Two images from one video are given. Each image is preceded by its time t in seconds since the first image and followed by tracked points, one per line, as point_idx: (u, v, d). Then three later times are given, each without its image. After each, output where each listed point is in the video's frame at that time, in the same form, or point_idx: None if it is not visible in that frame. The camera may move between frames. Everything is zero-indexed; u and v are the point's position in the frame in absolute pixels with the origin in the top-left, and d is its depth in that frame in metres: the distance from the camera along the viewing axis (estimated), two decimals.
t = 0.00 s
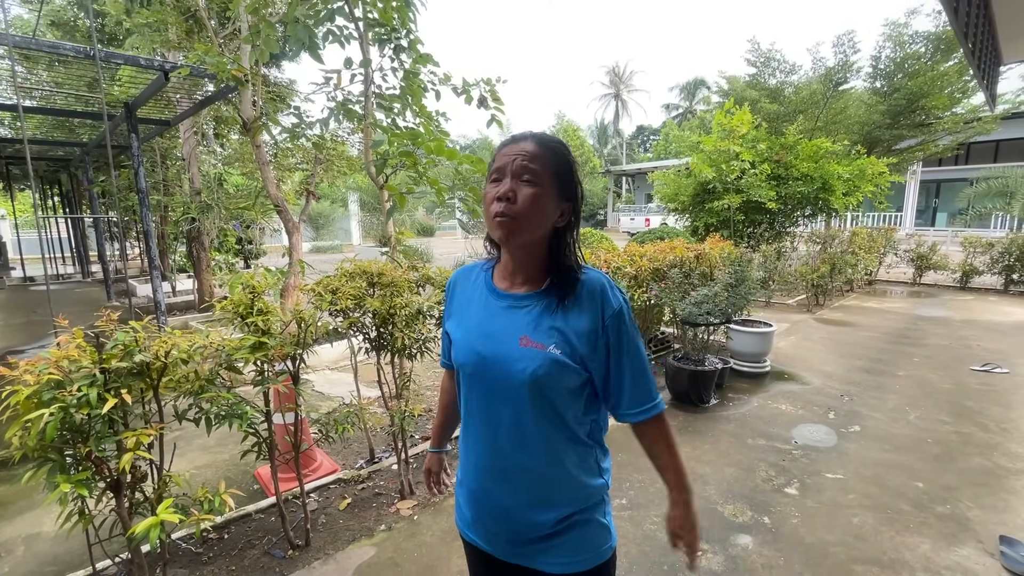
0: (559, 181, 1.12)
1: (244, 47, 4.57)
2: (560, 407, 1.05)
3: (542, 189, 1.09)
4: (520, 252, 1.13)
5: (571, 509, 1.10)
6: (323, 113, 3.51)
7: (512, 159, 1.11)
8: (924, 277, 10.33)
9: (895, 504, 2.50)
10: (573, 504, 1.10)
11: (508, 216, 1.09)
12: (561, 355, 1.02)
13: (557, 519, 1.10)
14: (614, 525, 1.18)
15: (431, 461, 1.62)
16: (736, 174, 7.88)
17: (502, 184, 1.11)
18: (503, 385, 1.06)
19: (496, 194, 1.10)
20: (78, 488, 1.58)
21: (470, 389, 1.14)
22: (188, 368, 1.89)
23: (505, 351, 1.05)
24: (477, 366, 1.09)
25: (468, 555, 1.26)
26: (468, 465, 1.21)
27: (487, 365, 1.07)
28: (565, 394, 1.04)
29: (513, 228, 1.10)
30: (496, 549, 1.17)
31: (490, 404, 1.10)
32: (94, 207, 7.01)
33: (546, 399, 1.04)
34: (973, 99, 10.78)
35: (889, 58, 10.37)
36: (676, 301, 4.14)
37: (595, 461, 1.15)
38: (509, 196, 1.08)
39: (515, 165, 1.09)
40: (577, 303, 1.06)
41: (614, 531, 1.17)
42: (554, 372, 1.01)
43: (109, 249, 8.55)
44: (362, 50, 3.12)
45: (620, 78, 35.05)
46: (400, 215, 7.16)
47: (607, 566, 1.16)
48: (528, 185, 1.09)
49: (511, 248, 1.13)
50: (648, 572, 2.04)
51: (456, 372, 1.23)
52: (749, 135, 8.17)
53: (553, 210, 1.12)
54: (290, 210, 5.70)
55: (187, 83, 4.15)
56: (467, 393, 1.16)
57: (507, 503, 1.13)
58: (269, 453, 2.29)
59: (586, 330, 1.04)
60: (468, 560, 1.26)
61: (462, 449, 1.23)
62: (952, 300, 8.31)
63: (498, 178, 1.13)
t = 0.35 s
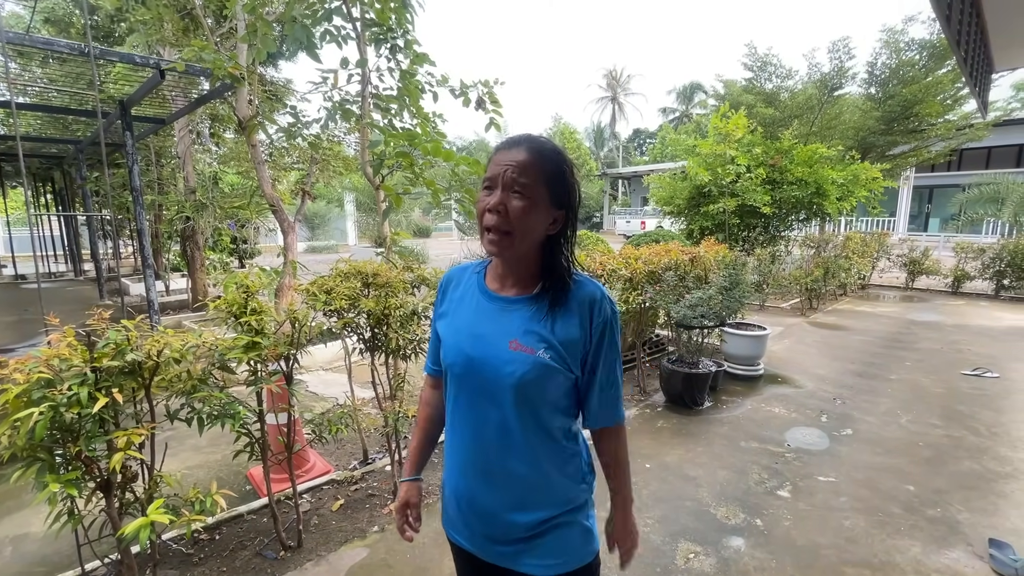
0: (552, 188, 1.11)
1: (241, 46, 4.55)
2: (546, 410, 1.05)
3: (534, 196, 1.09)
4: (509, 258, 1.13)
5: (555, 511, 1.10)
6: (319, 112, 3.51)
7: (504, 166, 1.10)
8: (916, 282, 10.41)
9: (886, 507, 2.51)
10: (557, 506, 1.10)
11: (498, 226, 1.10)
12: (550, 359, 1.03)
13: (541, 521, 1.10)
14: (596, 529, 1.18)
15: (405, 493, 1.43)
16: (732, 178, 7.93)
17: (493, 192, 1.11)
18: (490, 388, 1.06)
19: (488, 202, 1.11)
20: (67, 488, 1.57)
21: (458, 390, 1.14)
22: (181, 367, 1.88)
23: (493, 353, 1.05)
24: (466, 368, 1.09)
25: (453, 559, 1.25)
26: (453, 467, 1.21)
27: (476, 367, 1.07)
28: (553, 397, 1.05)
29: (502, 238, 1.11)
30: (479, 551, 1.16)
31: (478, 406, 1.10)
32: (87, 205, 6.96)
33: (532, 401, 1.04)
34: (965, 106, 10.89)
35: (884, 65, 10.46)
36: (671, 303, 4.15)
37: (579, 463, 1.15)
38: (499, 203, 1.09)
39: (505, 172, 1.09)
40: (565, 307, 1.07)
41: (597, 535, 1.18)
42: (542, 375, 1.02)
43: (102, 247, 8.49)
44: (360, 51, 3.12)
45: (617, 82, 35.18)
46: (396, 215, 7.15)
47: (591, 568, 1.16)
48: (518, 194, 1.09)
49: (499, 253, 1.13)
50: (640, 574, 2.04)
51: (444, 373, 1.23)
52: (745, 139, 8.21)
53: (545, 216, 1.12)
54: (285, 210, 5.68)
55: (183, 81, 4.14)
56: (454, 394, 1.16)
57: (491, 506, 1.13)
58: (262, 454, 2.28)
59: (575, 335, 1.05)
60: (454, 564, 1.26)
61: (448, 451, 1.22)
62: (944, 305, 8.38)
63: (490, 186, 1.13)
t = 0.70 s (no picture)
0: (544, 181, 1.11)
1: (240, 45, 4.55)
2: (546, 408, 1.04)
3: (529, 193, 1.09)
4: (507, 255, 1.13)
5: (555, 513, 1.09)
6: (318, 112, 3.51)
7: (495, 165, 1.09)
8: (910, 289, 10.48)
9: (879, 513, 2.52)
10: (557, 508, 1.09)
11: (492, 223, 1.10)
12: (550, 356, 1.02)
13: (540, 522, 1.09)
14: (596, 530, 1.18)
15: (402, 493, 1.45)
16: (729, 183, 7.97)
17: (486, 192, 1.10)
18: (491, 386, 1.06)
19: (483, 202, 1.10)
20: (56, 486, 1.55)
21: (457, 389, 1.13)
22: (174, 364, 1.87)
23: (493, 351, 1.05)
24: (466, 366, 1.09)
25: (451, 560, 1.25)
26: (452, 468, 1.20)
27: (476, 366, 1.07)
28: (553, 394, 1.04)
29: (497, 234, 1.11)
30: (477, 554, 1.16)
31: (478, 404, 1.10)
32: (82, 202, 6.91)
33: (533, 399, 1.03)
34: (960, 115, 10.99)
35: (880, 73, 10.55)
36: (667, 307, 4.16)
37: (579, 464, 1.14)
38: (494, 201, 1.08)
39: (497, 171, 1.08)
40: (566, 303, 1.05)
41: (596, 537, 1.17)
42: (542, 372, 1.01)
43: (97, 244, 8.45)
44: (359, 50, 3.11)
45: (616, 86, 35.34)
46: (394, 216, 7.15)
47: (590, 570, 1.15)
48: (511, 191, 1.08)
49: (497, 251, 1.13)
50: None
51: (444, 374, 1.23)
52: (742, 145, 8.26)
53: (541, 212, 1.11)
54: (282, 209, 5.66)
55: (181, 79, 4.12)
56: (454, 393, 1.16)
57: (490, 507, 1.12)
58: (254, 453, 2.26)
59: (576, 332, 1.03)
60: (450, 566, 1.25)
61: (447, 451, 1.22)
62: (938, 313, 8.43)
63: (483, 185, 1.12)
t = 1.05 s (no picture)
0: (535, 192, 1.10)
1: (236, 49, 4.53)
2: (534, 425, 1.02)
3: (519, 208, 1.07)
4: (500, 269, 1.11)
5: (539, 535, 1.07)
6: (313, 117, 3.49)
7: (484, 183, 1.08)
8: (901, 303, 10.56)
9: (871, 528, 2.51)
10: (542, 529, 1.07)
11: (489, 241, 1.08)
12: (540, 372, 0.99)
13: (523, 545, 1.06)
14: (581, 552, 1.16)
15: (410, 504, 1.43)
16: (722, 196, 8.02)
17: (478, 210, 1.09)
18: (478, 400, 1.03)
19: (477, 221, 1.08)
20: (33, 495, 1.51)
21: (445, 401, 1.11)
22: (159, 371, 1.83)
23: (481, 364, 1.03)
24: (454, 378, 1.07)
25: None
26: (437, 483, 1.17)
27: (465, 379, 1.05)
28: (541, 412, 1.02)
29: (490, 251, 1.09)
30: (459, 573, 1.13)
31: (465, 418, 1.07)
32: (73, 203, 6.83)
33: (520, 416, 1.01)
34: (950, 132, 11.16)
35: (871, 90, 10.71)
36: (661, 318, 4.16)
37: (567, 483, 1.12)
38: (486, 220, 1.07)
39: (487, 188, 1.07)
40: (558, 317, 1.03)
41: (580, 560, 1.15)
42: (530, 388, 0.99)
43: (86, 246, 8.34)
44: (355, 57, 3.11)
45: (612, 97, 35.64)
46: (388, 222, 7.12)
47: None
48: (503, 207, 1.07)
49: (491, 266, 1.11)
50: None
51: (433, 384, 1.21)
52: (736, 157, 8.33)
53: (531, 225, 1.10)
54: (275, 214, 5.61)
55: (174, 81, 4.09)
56: (441, 406, 1.13)
57: (474, 526, 1.09)
58: (240, 462, 2.21)
59: (568, 347, 1.01)
60: None
61: (433, 466, 1.19)
62: (928, 327, 8.50)
63: (474, 204, 1.11)
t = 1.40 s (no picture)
0: (509, 198, 1.06)
1: (244, 51, 4.56)
2: (539, 428, 1.02)
3: (489, 218, 1.07)
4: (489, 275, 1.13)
5: (540, 538, 1.06)
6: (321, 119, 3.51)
7: (458, 196, 1.11)
8: (907, 312, 10.49)
9: (876, 538, 2.48)
10: (542, 532, 1.07)
11: (466, 252, 1.11)
12: (545, 376, 0.99)
13: (523, 547, 1.06)
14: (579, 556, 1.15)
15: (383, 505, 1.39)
16: (728, 202, 7.99)
17: (458, 221, 1.13)
18: (484, 402, 1.03)
19: (458, 233, 1.13)
20: (37, 491, 1.51)
21: (449, 402, 1.11)
22: (164, 369, 1.83)
23: (486, 367, 1.03)
24: (460, 379, 1.07)
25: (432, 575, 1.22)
26: (437, 483, 1.17)
27: (470, 381, 1.05)
28: (545, 416, 1.01)
29: (471, 261, 1.12)
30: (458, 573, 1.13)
31: (470, 420, 1.07)
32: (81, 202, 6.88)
33: (525, 420, 1.01)
34: (957, 141, 11.11)
35: (878, 98, 10.69)
36: (665, 323, 4.14)
37: (568, 487, 1.11)
38: (462, 233, 1.11)
39: (457, 203, 1.10)
40: (565, 322, 1.03)
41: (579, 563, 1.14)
42: (536, 392, 0.99)
43: (94, 244, 8.41)
44: (363, 60, 3.13)
45: (618, 103, 35.69)
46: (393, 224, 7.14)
47: None
48: (473, 219, 1.08)
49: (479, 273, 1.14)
50: None
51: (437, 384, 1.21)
52: (741, 164, 8.31)
53: (507, 232, 1.08)
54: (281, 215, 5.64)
55: (184, 82, 4.13)
56: (445, 406, 1.13)
57: (475, 526, 1.09)
58: (242, 461, 2.21)
59: (573, 352, 1.00)
60: None
61: (433, 465, 1.19)
62: (934, 336, 8.44)
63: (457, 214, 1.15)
